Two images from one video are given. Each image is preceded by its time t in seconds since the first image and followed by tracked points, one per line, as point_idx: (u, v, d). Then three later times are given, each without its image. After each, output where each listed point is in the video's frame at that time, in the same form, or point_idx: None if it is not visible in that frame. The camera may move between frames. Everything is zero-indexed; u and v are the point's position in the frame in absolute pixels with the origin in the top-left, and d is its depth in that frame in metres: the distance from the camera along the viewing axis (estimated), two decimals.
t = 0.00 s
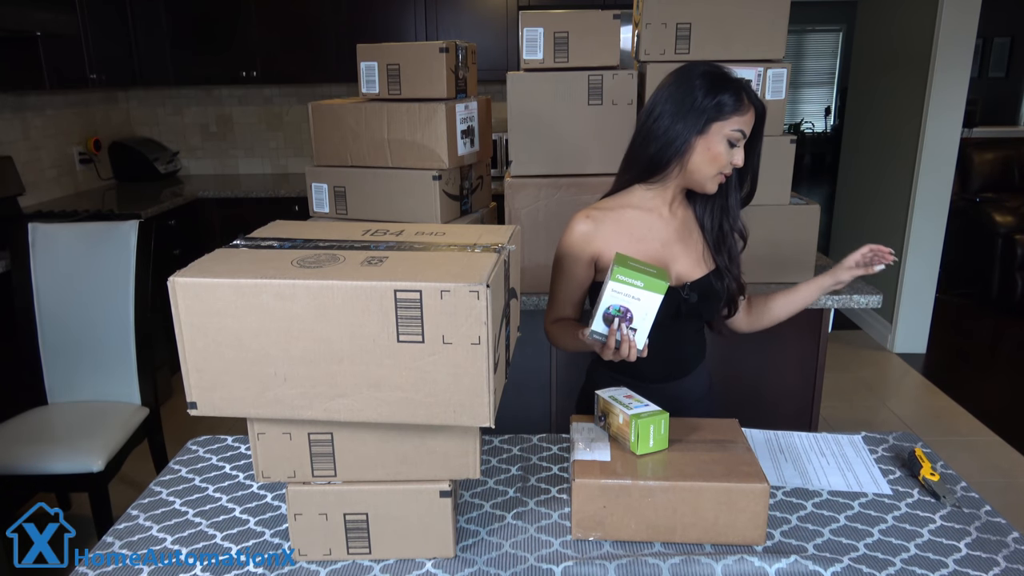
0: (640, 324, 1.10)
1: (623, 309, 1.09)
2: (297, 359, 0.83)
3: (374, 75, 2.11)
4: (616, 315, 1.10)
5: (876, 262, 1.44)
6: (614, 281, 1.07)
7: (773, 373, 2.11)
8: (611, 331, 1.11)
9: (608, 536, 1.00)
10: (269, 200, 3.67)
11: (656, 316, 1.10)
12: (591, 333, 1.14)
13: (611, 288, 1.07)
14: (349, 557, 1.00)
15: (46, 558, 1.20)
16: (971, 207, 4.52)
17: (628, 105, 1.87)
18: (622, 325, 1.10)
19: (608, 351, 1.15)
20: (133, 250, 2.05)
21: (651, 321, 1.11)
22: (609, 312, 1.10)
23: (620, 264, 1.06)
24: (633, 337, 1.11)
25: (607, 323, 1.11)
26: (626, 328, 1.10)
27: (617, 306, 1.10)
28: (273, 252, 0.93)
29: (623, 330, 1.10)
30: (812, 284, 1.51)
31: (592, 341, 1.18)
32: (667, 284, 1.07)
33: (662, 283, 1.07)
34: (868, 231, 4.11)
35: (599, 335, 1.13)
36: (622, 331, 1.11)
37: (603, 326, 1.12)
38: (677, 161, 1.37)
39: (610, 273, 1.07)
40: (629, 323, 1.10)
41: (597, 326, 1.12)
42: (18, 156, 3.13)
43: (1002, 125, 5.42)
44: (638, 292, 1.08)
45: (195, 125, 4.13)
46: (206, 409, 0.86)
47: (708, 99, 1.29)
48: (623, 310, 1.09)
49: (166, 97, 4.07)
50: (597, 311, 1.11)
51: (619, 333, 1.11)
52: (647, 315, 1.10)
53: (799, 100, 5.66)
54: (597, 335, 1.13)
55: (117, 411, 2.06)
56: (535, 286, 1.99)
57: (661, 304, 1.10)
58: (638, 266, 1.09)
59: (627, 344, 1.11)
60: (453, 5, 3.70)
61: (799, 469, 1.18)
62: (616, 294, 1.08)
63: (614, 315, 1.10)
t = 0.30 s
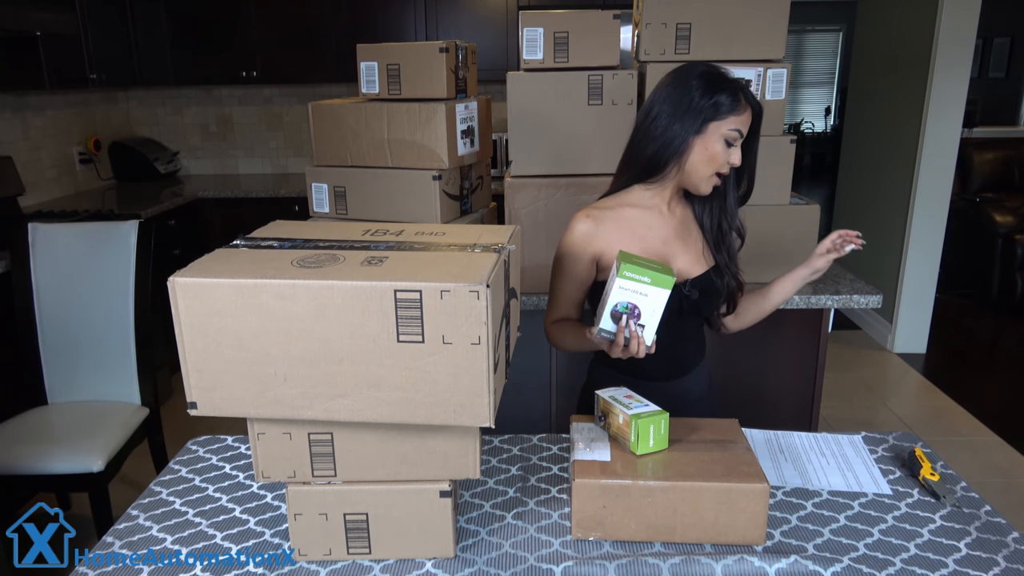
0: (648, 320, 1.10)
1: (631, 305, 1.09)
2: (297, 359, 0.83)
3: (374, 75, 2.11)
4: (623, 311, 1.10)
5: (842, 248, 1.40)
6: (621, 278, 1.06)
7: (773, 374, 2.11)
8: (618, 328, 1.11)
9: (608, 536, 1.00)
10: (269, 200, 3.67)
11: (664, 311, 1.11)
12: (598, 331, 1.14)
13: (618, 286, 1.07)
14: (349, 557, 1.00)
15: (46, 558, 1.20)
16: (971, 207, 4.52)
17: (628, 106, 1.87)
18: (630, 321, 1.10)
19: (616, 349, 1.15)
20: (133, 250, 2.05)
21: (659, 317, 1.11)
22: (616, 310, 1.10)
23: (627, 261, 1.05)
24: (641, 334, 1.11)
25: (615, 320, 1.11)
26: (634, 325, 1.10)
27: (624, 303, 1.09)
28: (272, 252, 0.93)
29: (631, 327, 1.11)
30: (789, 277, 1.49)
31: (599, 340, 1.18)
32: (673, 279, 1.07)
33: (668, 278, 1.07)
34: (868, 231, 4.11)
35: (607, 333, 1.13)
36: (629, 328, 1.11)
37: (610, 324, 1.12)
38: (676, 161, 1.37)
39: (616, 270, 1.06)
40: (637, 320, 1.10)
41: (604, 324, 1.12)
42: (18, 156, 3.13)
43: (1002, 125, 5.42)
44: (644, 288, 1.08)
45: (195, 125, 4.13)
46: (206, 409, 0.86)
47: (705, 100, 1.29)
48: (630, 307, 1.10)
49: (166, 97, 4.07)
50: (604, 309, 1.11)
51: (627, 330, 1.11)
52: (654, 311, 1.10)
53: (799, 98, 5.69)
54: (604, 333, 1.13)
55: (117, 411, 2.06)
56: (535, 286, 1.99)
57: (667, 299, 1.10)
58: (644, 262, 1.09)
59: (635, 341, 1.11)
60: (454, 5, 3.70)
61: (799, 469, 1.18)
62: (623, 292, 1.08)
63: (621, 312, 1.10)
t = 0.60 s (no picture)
0: (641, 317, 1.09)
1: (624, 301, 1.10)
2: (297, 359, 0.83)
3: (374, 75, 2.11)
4: (616, 306, 1.10)
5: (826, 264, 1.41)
6: (614, 273, 1.08)
7: (773, 374, 2.11)
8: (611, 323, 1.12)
9: (608, 536, 1.00)
10: (269, 200, 3.67)
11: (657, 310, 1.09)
12: (593, 324, 1.15)
13: (611, 281, 1.09)
14: (350, 557, 1.00)
15: (45, 558, 1.20)
16: (971, 207, 4.52)
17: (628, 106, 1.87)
18: (623, 317, 1.10)
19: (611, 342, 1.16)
20: (133, 250, 2.05)
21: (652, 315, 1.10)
22: (610, 305, 1.11)
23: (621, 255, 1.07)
24: (634, 329, 1.11)
25: (608, 314, 1.12)
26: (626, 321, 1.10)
27: (618, 298, 1.10)
28: (272, 252, 0.93)
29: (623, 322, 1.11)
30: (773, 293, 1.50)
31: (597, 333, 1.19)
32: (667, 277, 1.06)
33: (661, 276, 1.06)
34: (868, 231, 4.11)
35: (601, 327, 1.14)
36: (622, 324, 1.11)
37: (604, 318, 1.13)
38: (669, 159, 1.37)
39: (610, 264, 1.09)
40: (629, 316, 1.10)
41: (599, 319, 1.13)
42: (19, 156, 3.13)
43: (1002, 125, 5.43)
44: (637, 283, 1.08)
45: (195, 125, 4.12)
46: (206, 408, 0.86)
47: (694, 96, 1.30)
48: (623, 302, 1.10)
49: (166, 97, 4.07)
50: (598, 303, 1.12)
51: (621, 325, 1.12)
52: (647, 309, 1.09)
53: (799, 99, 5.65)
54: (599, 327, 1.14)
55: (118, 411, 2.06)
56: (535, 285, 1.99)
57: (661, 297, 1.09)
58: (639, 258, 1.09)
59: (628, 335, 1.11)
60: (454, 5, 3.70)
61: (799, 469, 1.18)
62: (615, 287, 1.09)
63: (615, 307, 1.11)
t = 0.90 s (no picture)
0: (671, 309, 1.10)
1: (653, 295, 1.09)
2: (297, 359, 0.83)
3: (374, 75, 2.11)
4: (645, 302, 1.10)
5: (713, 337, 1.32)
6: (639, 271, 1.07)
7: (773, 374, 2.11)
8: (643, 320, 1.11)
9: (608, 536, 1.00)
10: (269, 200, 3.67)
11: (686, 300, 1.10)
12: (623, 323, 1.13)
13: (638, 279, 1.08)
14: (349, 557, 1.00)
15: (45, 558, 1.20)
16: (971, 207, 4.52)
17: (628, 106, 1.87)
18: (654, 311, 1.10)
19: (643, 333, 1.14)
20: (133, 249, 2.05)
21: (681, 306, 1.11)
22: (638, 302, 1.10)
23: (644, 253, 1.06)
24: (666, 321, 1.11)
25: (638, 312, 1.11)
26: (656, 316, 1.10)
27: (646, 294, 1.10)
28: (272, 252, 0.93)
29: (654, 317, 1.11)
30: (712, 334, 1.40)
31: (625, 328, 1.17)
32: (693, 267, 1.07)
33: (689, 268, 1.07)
34: (868, 231, 4.11)
35: (633, 325, 1.12)
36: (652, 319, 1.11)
37: (634, 316, 1.11)
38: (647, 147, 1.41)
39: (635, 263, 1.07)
40: (659, 309, 1.10)
41: (628, 317, 1.12)
42: (18, 156, 3.13)
43: (1002, 125, 5.43)
44: (665, 278, 1.08)
45: (195, 125, 4.12)
46: (205, 409, 0.86)
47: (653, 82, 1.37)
48: (652, 297, 1.09)
49: (166, 97, 4.07)
50: (627, 301, 1.11)
51: (651, 320, 1.11)
52: (676, 300, 1.10)
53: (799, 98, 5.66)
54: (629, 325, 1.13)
55: (118, 412, 2.06)
56: (535, 285, 1.99)
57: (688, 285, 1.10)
58: (662, 252, 1.09)
59: (660, 330, 1.11)
60: (454, 5, 3.70)
61: (799, 469, 1.18)
62: (644, 283, 1.08)
63: (643, 303, 1.10)
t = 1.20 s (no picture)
0: (675, 308, 1.10)
1: (658, 293, 1.10)
2: (297, 359, 0.83)
3: (374, 75, 2.11)
4: (650, 299, 1.10)
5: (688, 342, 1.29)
6: (648, 267, 1.07)
7: (773, 375, 2.11)
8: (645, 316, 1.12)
9: (608, 536, 1.00)
10: (270, 200, 3.67)
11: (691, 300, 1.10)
12: (627, 316, 1.15)
13: (645, 275, 1.08)
14: (349, 557, 1.00)
15: (46, 558, 1.20)
16: (971, 207, 4.52)
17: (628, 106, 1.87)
18: (658, 308, 1.11)
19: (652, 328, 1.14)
20: (133, 249, 2.05)
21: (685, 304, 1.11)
22: (644, 297, 1.11)
23: (653, 250, 1.06)
24: (669, 319, 1.12)
25: (643, 307, 1.11)
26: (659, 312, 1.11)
27: (651, 291, 1.10)
28: (272, 252, 0.93)
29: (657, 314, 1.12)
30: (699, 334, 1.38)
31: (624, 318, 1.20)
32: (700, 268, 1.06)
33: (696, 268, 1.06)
34: (868, 231, 4.12)
35: (636, 319, 1.14)
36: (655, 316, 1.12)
37: (639, 311, 1.12)
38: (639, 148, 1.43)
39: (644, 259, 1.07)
40: (664, 307, 1.11)
41: (632, 311, 1.13)
42: (19, 156, 3.13)
43: (1001, 125, 5.42)
44: (672, 277, 1.08)
45: (195, 125, 4.13)
46: (206, 409, 0.86)
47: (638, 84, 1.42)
48: (657, 294, 1.10)
49: (166, 97, 4.07)
50: (631, 295, 1.12)
51: (655, 317, 1.12)
52: (682, 298, 1.10)
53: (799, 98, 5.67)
54: (631, 319, 1.14)
55: (118, 411, 2.06)
56: (535, 285, 1.99)
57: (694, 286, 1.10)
58: (671, 250, 1.08)
59: (662, 326, 1.12)
60: (454, 5, 3.70)
61: (799, 469, 1.18)
62: (650, 280, 1.09)
63: (648, 299, 1.11)
